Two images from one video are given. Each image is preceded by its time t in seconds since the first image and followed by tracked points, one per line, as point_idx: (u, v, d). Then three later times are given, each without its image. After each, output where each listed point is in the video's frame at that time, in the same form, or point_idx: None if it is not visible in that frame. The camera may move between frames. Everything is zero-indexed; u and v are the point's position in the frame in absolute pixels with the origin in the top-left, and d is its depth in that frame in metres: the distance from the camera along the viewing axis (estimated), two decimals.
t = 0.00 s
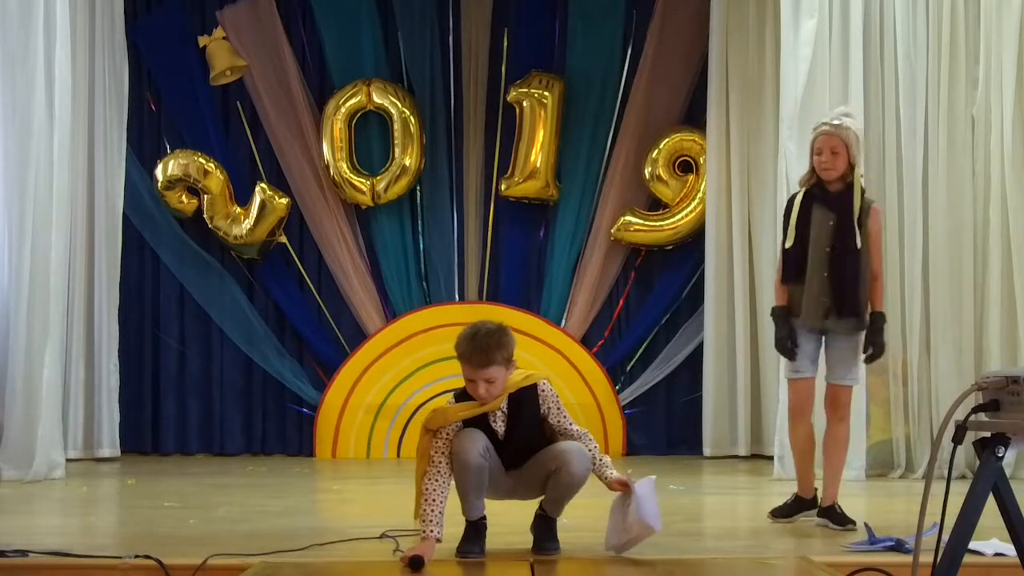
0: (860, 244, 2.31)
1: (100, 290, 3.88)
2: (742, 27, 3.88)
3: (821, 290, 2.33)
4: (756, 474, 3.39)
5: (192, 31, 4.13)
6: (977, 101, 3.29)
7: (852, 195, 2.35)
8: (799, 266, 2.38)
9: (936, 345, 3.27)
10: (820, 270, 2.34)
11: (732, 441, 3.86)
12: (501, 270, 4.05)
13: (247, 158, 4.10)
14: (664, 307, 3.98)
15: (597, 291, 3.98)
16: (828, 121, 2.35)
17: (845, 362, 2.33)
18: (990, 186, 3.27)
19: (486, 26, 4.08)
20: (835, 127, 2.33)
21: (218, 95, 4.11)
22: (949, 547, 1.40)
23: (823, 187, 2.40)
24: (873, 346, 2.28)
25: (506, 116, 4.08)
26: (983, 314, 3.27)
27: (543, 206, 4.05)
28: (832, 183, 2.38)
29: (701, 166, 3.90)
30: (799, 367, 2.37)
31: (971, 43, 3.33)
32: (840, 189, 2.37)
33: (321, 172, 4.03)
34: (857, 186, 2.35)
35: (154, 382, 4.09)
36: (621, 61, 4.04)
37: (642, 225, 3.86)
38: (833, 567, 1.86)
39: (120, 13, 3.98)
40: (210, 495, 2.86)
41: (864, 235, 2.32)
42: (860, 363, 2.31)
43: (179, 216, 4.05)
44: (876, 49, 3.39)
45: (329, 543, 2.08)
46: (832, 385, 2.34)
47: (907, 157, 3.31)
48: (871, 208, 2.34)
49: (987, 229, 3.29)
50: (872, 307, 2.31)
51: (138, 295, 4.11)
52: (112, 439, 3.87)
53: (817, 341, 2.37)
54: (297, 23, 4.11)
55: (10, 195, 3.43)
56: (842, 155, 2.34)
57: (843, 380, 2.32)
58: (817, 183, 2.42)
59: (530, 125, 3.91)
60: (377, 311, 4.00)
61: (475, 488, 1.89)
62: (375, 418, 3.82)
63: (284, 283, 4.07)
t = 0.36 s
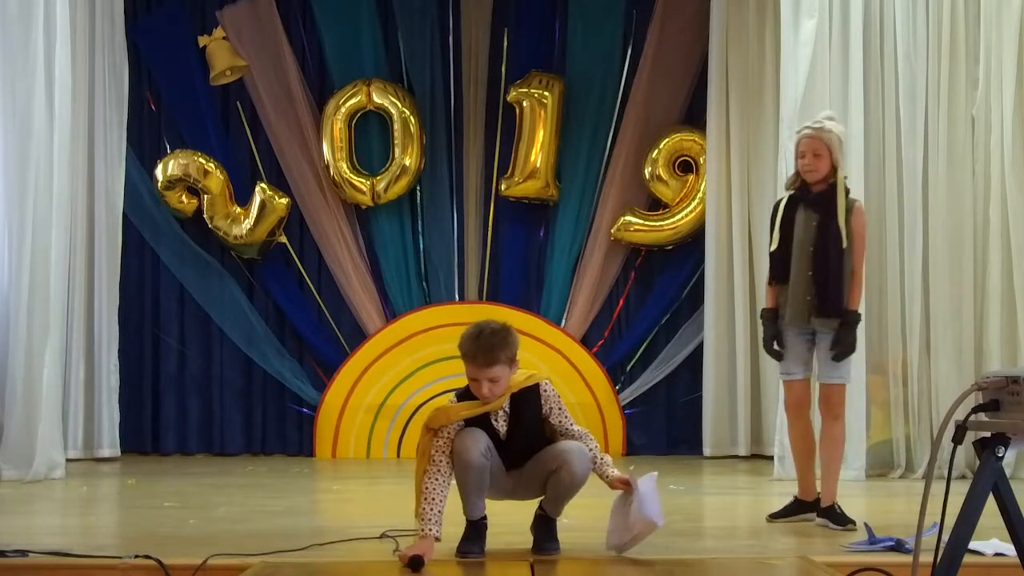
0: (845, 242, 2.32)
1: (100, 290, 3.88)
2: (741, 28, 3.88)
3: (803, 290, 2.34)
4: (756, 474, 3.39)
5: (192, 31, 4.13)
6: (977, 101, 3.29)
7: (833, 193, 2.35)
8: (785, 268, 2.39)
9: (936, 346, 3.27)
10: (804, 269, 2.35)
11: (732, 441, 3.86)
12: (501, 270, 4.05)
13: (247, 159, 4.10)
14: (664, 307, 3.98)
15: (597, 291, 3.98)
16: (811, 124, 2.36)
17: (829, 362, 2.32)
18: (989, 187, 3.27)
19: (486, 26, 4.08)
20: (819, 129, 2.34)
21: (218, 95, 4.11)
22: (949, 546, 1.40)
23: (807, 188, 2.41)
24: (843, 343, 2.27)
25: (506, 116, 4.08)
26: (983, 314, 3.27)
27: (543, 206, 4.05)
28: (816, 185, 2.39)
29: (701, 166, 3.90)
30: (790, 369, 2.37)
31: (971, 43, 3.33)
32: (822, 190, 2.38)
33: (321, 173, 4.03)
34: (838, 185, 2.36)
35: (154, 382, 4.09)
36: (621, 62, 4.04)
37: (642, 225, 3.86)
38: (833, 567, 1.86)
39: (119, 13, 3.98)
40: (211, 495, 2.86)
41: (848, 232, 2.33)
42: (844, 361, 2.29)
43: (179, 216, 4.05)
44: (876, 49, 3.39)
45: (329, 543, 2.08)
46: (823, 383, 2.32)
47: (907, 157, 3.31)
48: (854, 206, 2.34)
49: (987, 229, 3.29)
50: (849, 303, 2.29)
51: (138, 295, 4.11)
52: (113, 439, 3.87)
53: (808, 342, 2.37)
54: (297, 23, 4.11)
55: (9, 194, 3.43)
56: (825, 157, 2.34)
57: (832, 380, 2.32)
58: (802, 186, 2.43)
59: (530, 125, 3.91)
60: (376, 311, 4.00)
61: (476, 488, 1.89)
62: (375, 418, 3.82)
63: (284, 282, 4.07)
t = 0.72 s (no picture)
0: (801, 250, 2.33)
1: (101, 290, 3.88)
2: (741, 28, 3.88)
3: (768, 295, 2.39)
4: (756, 474, 3.39)
5: (192, 31, 4.13)
6: (977, 100, 3.29)
7: (788, 203, 2.37)
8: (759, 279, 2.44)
9: (936, 346, 3.27)
10: (769, 278, 2.39)
11: (732, 441, 3.86)
12: (501, 269, 4.05)
13: (247, 158, 4.10)
14: (664, 307, 3.98)
15: (597, 291, 3.98)
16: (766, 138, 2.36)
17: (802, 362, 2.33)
18: (989, 186, 3.27)
19: (486, 26, 4.08)
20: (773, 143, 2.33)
21: (218, 95, 4.11)
22: (948, 546, 1.40)
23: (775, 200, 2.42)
24: (814, 347, 2.28)
25: (506, 116, 4.08)
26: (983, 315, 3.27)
27: (543, 206, 4.05)
28: (782, 196, 2.39)
29: (701, 166, 3.91)
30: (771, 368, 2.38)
31: (971, 43, 3.32)
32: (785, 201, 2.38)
33: (321, 173, 4.03)
34: (793, 194, 2.35)
35: (154, 382, 4.09)
36: (621, 62, 4.04)
37: (642, 225, 3.86)
38: (833, 567, 1.86)
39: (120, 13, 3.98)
40: (211, 495, 2.86)
41: (806, 238, 2.33)
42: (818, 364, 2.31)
43: (179, 216, 4.05)
44: (876, 49, 3.39)
45: (329, 543, 2.08)
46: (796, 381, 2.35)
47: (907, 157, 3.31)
48: (812, 210, 2.33)
49: (987, 229, 3.29)
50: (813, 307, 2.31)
51: (138, 295, 4.11)
52: (113, 439, 3.87)
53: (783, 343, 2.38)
54: (297, 23, 4.11)
55: (9, 193, 3.43)
56: (782, 169, 2.34)
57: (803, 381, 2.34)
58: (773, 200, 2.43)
59: (530, 125, 3.91)
60: (376, 311, 4.00)
61: (477, 480, 1.89)
62: (375, 417, 3.82)
63: (284, 282, 4.07)
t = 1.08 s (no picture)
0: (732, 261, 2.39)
1: (100, 290, 3.88)
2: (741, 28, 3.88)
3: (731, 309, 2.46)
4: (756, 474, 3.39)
5: (192, 31, 4.13)
6: (977, 101, 3.29)
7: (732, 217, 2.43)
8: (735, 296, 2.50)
9: (936, 346, 3.27)
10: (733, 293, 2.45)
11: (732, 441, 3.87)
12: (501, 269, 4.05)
13: (247, 158, 4.11)
14: (664, 307, 3.99)
15: (597, 291, 3.97)
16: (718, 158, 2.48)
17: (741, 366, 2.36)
18: (989, 186, 3.28)
19: (486, 26, 4.08)
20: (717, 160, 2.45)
21: (218, 95, 4.11)
22: (948, 545, 1.40)
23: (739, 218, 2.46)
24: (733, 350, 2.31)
25: (506, 116, 4.08)
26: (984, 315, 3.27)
27: (543, 207, 4.05)
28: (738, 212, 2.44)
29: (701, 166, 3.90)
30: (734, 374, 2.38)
31: (971, 44, 3.33)
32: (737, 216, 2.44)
33: (321, 172, 4.03)
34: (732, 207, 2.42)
35: (154, 382, 4.09)
36: (621, 62, 4.04)
37: (642, 225, 3.87)
38: (833, 567, 1.86)
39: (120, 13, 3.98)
40: (211, 495, 2.86)
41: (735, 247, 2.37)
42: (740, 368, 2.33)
43: (179, 216, 4.05)
44: (876, 49, 3.39)
45: (329, 543, 2.08)
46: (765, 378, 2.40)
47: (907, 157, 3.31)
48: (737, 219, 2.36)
49: (987, 229, 3.30)
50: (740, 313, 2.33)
51: (138, 296, 4.11)
52: (113, 440, 3.87)
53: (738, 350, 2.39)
54: (297, 23, 4.12)
55: (9, 193, 3.43)
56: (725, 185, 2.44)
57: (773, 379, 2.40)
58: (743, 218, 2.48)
59: (530, 125, 3.90)
60: (376, 311, 4.00)
61: (478, 472, 1.91)
62: (375, 418, 3.82)
63: (284, 283, 4.07)
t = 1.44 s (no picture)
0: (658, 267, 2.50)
1: (100, 289, 3.88)
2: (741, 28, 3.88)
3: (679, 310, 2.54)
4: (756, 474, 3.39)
5: (192, 31, 4.13)
6: (977, 101, 3.29)
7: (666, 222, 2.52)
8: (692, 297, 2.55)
9: (935, 346, 3.27)
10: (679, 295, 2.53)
11: (732, 441, 3.87)
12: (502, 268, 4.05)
13: (247, 158, 4.10)
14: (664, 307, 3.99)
15: (597, 291, 3.97)
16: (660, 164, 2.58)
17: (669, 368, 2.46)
18: (989, 186, 3.28)
19: (486, 26, 4.08)
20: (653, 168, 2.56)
21: (218, 95, 4.11)
22: (948, 545, 1.40)
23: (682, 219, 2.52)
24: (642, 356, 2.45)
25: (506, 116, 4.08)
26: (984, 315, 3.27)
27: (543, 207, 4.06)
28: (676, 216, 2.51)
29: (701, 165, 3.93)
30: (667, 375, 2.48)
31: (971, 44, 3.33)
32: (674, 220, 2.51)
33: (321, 172, 4.03)
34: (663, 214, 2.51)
35: (155, 382, 4.09)
36: (621, 62, 4.04)
37: (642, 225, 3.87)
38: (833, 567, 1.86)
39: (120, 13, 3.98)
40: (211, 494, 2.86)
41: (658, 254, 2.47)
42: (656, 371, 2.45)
43: (179, 216, 4.05)
44: (876, 49, 3.38)
45: (328, 543, 2.08)
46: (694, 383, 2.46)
47: (907, 157, 3.30)
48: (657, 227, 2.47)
49: (987, 229, 3.30)
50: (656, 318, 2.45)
51: (138, 296, 4.11)
52: (113, 440, 3.87)
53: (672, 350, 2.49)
54: (297, 23, 4.12)
55: (9, 193, 3.44)
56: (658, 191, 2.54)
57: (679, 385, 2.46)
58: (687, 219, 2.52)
59: (530, 125, 3.90)
60: (376, 311, 4.00)
61: (468, 469, 2.02)
62: (375, 418, 3.82)
63: (284, 283, 4.07)
